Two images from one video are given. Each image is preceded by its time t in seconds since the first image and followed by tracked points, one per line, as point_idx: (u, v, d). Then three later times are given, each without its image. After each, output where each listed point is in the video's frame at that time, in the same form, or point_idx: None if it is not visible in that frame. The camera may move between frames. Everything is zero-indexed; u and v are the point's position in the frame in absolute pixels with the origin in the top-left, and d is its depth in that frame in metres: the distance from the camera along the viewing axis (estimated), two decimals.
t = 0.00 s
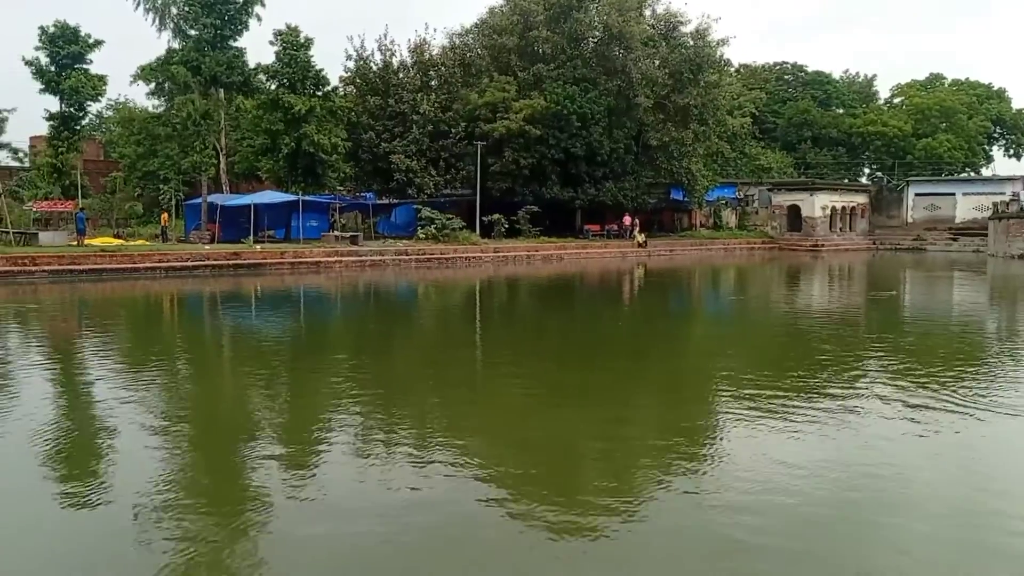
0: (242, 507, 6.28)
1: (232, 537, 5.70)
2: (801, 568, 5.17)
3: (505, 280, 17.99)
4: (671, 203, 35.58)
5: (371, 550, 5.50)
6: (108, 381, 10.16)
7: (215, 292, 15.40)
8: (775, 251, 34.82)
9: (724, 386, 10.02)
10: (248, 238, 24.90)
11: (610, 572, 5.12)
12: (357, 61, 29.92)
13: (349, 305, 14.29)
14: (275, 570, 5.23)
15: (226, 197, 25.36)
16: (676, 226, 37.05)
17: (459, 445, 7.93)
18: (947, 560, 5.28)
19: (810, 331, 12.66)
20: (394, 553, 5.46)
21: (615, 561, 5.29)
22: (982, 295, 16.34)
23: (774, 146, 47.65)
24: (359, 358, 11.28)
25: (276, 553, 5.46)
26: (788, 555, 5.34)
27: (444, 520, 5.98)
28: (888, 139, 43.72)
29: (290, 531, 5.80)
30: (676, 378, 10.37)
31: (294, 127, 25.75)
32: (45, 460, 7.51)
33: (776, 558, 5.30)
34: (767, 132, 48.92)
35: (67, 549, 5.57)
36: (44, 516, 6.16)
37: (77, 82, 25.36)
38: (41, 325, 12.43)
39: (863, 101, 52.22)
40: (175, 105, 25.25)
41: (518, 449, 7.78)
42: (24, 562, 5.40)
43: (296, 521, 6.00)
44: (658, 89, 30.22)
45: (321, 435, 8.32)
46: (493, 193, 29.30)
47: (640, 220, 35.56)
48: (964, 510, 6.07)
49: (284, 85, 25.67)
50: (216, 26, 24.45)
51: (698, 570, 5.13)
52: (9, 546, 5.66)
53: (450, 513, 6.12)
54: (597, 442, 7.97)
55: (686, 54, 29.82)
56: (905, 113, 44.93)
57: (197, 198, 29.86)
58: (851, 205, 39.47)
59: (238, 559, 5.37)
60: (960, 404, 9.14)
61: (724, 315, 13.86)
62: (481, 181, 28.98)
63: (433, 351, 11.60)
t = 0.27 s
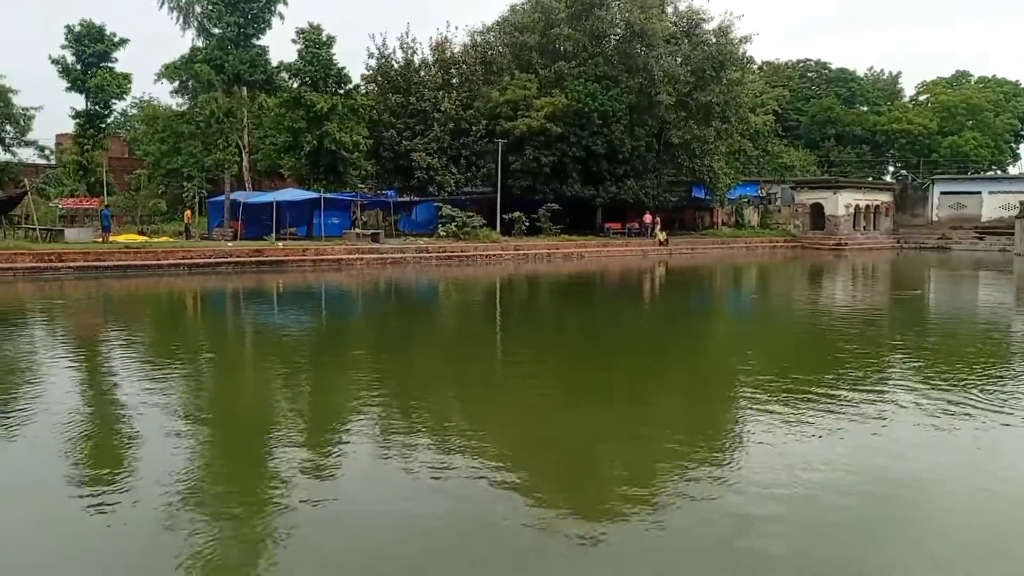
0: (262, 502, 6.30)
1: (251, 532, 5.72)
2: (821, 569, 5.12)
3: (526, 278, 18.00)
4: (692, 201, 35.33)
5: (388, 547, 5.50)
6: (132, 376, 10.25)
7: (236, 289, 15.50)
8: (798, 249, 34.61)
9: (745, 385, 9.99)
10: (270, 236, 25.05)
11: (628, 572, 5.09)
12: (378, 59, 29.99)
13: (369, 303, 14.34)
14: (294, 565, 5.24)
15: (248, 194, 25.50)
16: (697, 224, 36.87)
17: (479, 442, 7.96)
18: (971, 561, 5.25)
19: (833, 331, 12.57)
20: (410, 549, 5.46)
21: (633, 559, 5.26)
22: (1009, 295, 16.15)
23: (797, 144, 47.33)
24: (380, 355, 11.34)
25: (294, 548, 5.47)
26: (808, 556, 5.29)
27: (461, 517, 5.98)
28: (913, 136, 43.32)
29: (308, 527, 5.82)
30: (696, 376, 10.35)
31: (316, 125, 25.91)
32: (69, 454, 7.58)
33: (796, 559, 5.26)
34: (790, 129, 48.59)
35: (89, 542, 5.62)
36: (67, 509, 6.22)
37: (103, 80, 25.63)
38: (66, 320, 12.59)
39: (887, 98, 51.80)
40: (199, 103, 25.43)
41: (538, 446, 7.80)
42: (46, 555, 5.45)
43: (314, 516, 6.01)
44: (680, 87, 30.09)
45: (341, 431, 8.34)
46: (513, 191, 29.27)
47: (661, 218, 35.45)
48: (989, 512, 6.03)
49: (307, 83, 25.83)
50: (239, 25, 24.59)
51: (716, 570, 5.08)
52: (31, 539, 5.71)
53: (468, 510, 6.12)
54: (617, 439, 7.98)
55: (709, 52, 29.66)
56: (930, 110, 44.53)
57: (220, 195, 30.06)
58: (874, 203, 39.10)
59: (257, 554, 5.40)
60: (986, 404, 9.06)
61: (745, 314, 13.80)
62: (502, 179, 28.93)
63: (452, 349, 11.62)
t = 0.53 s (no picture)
0: (298, 494, 6.39)
1: (287, 523, 5.81)
2: (856, 569, 5.09)
3: (558, 274, 18.03)
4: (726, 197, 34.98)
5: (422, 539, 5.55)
6: (171, 369, 10.42)
7: (272, 284, 15.71)
8: (834, 245, 34.20)
9: (779, 382, 9.93)
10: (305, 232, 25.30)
11: (661, 568, 5.10)
12: (411, 55, 30.10)
13: (402, 298, 14.45)
14: (329, 556, 5.31)
15: (283, 190, 25.77)
16: (731, 220, 36.52)
17: (511, 437, 8.00)
18: (1010, 564, 5.19)
19: (869, 328, 12.44)
20: (442, 542, 5.50)
21: (666, 556, 5.26)
22: None
23: (833, 139, 46.81)
24: (414, 349, 11.46)
25: (329, 539, 5.55)
26: (843, 556, 5.26)
27: (494, 511, 6.01)
28: (952, 131, 42.62)
29: (344, 518, 5.89)
30: (729, 373, 10.31)
31: (349, 122, 26.11)
32: (112, 446, 7.74)
33: (831, 558, 5.23)
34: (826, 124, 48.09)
35: (129, 531, 5.73)
36: (109, 499, 6.35)
37: (141, 77, 26.07)
38: (107, 314, 12.86)
39: (926, 92, 51.10)
40: (235, 100, 25.64)
41: (569, 441, 7.83)
42: (89, 543, 5.58)
43: (349, 509, 6.08)
44: (715, 82, 29.84)
45: (378, 425, 8.43)
46: (546, 187, 29.28)
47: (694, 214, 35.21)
48: None
49: (341, 80, 26.05)
50: (275, 22, 24.80)
51: (753, 569, 5.07)
52: (74, 526, 5.84)
53: (502, 505, 6.15)
54: (649, 435, 7.98)
55: (744, 46, 29.39)
56: (970, 105, 43.85)
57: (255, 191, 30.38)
58: (913, 199, 38.38)
59: (293, 544, 5.48)
60: None
61: (779, 310, 13.71)
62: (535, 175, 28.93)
63: (485, 344, 11.69)
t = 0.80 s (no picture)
0: (340, 485, 6.46)
1: (330, 512, 5.87)
2: (889, 569, 5.03)
3: (593, 269, 17.99)
4: (764, 191, 34.59)
5: (461, 531, 5.58)
6: (209, 361, 10.59)
7: (309, 278, 15.87)
8: (874, 240, 33.66)
9: (818, 379, 9.80)
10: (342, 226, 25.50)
11: (702, 564, 5.08)
12: (447, 50, 30.19)
13: (437, 292, 14.51)
14: (370, 545, 5.37)
15: (320, 185, 25.95)
16: (769, 215, 36.12)
17: (545, 432, 8.00)
18: None
19: (910, 324, 12.22)
20: (476, 535, 5.51)
21: (696, 552, 5.25)
22: None
23: (874, 132, 46.20)
24: (449, 343, 11.51)
25: (371, 529, 5.61)
26: (887, 555, 5.22)
27: (529, 506, 6.00)
28: (998, 123, 41.76)
29: (379, 510, 5.93)
30: (766, 369, 10.21)
31: (386, 117, 26.26)
32: (158, 435, 7.89)
33: (874, 557, 5.19)
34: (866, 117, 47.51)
35: (175, 518, 5.84)
36: (148, 486, 6.48)
37: (181, 74, 26.48)
38: (147, 306, 13.11)
39: (968, 85, 50.56)
40: (273, 96, 25.66)
41: (604, 436, 7.80)
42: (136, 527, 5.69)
43: (382, 500, 6.14)
44: (753, 75, 29.46)
45: (418, 418, 8.49)
46: (581, 181, 29.22)
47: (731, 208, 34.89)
48: None
49: (377, 76, 26.19)
50: (313, 18, 25.02)
51: (785, 567, 5.03)
52: (123, 512, 5.97)
53: (542, 499, 6.16)
54: (684, 432, 7.94)
55: (783, 38, 28.99)
56: (1016, 97, 43.12)
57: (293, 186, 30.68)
58: (955, 193, 37.52)
59: (334, 532, 5.55)
60: None
61: (817, 306, 13.53)
62: (570, 170, 28.85)
63: (521, 338, 11.71)
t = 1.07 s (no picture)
0: (375, 479, 6.49)
1: (362, 504, 5.91)
2: (917, 567, 5.00)
3: (621, 264, 17.95)
4: (795, 185, 34.35)
5: (491, 524, 5.59)
6: (239, 354, 10.71)
7: (338, 272, 15.99)
8: (907, 236, 33.25)
9: (849, 376, 9.70)
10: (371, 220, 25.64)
11: (735, 560, 5.05)
12: (476, 45, 30.23)
13: (465, 287, 14.55)
14: (400, 538, 5.36)
15: (349, 180, 26.06)
16: (799, 210, 35.84)
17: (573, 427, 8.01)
18: None
19: (943, 322, 12.05)
20: (501, 528, 5.54)
21: (722, 547, 5.25)
22: None
23: (908, 126, 45.66)
24: (477, 337, 11.55)
25: (402, 521, 5.64)
26: (922, 551, 5.20)
27: (554, 500, 6.03)
28: None
29: (407, 501, 5.98)
30: (796, 365, 10.14)
31: (414, 112, 26.36)
32: (190, 426, 8.00)
33: (907, 553, 5.18)
34: (900, 111, 46.97)
35: (212, 508, 5.87)
36: (180, 475, 6.59)
37: (213, 70, 26.78)
38: (179, 300, 13.30)
39: (1004, 78, 49.82)
40: (303, 92, 25.82)
41: (632, 432, 7.80)
42: (173, 516, 5.74)
43: (410, 491, 6.20)
44: (784, 68, 29.21)
45: (450, 413, 8.51)
46: (609, 176, 29.17)
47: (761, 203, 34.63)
48: None
49: (406, 71, 26.27)
50: (342, 14, 25.08)
51: (811, 563, 5.02)
52: (160, 501, 6.01)
53: (573, 493, 6.17)
54: (713, 427, 7.91)
55: (815, 31, 28.68)
56: None
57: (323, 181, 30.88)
58: (991, 187, 36.89)
59: (361, 522, 5.61)
60: None
61: (848, 302, 13.39)
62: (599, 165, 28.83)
63: (548, 333, 11.70)
